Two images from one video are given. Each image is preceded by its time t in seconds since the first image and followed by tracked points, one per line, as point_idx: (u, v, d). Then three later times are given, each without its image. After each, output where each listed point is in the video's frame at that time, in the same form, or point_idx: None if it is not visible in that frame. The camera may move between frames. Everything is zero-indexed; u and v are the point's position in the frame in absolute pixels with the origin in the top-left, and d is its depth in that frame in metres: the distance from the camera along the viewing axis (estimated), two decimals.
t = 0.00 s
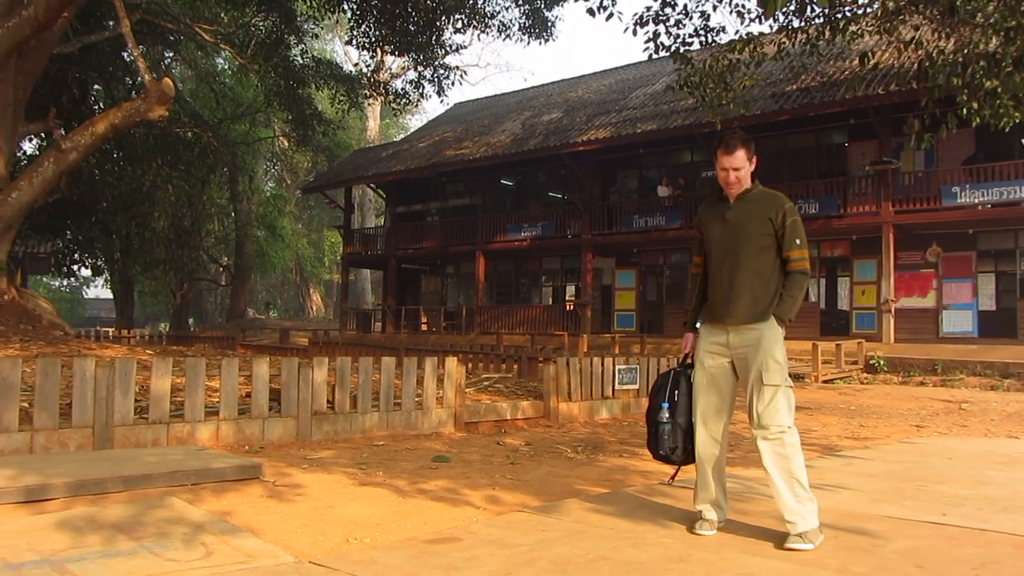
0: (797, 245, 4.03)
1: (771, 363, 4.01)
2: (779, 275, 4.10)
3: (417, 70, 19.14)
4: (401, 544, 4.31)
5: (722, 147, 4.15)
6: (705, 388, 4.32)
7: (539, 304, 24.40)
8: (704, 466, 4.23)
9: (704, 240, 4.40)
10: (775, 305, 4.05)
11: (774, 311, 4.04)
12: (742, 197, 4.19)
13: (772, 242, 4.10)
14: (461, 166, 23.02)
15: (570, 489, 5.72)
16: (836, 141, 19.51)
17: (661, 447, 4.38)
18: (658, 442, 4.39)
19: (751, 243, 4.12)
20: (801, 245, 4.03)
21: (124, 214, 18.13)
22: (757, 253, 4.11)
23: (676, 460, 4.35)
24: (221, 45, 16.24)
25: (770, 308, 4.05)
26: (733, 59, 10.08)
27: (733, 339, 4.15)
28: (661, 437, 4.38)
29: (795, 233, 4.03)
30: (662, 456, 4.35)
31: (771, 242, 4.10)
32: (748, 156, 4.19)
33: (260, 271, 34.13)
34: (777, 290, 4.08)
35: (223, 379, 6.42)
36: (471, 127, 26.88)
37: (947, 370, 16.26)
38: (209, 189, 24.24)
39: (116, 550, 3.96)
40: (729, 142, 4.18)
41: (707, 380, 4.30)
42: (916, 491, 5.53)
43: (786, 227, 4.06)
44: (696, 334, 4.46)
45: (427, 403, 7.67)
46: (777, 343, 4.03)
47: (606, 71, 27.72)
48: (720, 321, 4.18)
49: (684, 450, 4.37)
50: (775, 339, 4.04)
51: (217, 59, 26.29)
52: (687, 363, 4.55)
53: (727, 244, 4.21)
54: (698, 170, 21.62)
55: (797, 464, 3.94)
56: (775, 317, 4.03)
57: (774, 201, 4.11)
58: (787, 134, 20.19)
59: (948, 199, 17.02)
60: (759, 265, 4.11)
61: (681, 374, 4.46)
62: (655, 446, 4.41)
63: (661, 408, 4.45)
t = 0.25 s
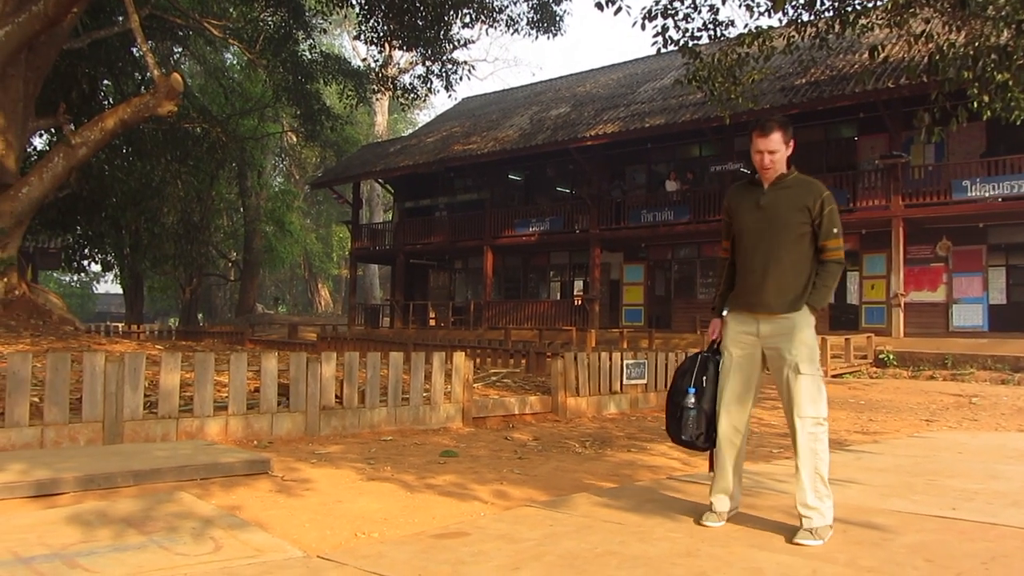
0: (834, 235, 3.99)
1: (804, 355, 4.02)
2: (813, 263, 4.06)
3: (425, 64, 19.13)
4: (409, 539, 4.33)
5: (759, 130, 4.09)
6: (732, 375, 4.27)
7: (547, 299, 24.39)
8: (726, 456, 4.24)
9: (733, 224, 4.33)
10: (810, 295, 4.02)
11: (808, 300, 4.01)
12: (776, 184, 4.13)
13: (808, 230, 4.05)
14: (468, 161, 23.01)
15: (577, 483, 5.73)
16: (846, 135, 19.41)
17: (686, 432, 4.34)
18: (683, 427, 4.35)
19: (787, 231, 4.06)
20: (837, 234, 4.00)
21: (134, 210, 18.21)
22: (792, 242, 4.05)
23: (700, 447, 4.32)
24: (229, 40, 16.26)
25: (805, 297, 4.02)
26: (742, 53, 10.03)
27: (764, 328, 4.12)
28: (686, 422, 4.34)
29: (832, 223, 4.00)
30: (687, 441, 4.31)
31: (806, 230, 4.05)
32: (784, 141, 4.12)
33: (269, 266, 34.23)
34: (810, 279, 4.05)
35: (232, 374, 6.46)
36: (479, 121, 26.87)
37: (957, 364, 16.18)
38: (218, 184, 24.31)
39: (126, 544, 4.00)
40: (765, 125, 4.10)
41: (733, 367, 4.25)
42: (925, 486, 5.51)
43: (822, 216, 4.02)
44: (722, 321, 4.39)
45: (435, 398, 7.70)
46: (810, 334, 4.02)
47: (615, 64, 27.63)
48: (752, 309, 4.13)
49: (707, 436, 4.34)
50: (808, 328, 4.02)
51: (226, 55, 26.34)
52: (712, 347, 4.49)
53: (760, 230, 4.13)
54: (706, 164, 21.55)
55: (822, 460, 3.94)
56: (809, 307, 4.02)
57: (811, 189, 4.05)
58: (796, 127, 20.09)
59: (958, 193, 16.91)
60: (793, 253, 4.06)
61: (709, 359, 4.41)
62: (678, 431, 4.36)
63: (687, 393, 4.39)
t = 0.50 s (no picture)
0: (854, 253, 3.98)
1: (813, 359, 4.02)
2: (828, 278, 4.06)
3: (425, 63, 19.13)
4: (408, 536, 4.35)
5: (787, 137, 3.98)
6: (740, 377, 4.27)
7: (548, 297, 24.39)
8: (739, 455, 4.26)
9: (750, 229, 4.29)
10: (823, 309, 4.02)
11: (820, 313, 4.01)
12: (800, 195, 4.07)
13: (828, 247, 4.03)
14: (469, 159, 23.00)
15: (578, 481, 5.74)
16: (847, 132, 19.37)
17: (697, 434, 4.34)
18: (694, 430, 4.35)
19: (806, 244, 4.03)
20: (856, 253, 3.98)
21: (135, 210, 18.24)
22: (810, 256, 4.03)
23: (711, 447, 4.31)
24: (230, 40, 16.27)
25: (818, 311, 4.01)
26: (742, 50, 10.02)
27: (773, 335, 4.11)
28: (700, 423, 4.33)
29: (853, 242, 3.98)
30: (698, 443, 4.31)
31: (826, 246, 4.03)
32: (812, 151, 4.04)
33: (271, 266, 34.26)
34: (824, 294, 4.04)
35: (232, 372, 6.47)
36: (480, 120, 26.85)
37: (958, 361, 16.16)
38: (219, 184, 24.34)
39: (126, 543, 4.01)
40: (794, 133, 4.00)
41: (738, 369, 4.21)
42: (926, 483, 5.50)
43: (843, 234, 4.00)
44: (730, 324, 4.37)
45: (435, 396, 7.71)
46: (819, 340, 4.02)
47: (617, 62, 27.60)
48: (763, 317, 4.12)
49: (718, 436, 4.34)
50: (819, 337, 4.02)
51: (227, 54, 26.36)
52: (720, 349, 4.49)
53: (780, 241, 4.09)
54: (707, 161, 21.52)
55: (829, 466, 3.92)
56: (821, 319, 4.01)
57: (836, 206, 4.02)
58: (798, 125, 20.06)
59: (959, 189, 16.90)
60: (810, 267, 4.04)
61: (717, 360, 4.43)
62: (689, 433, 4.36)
63: (696, 395, 4.39)
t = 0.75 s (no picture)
0: (836, 244, 4.01)
1: (799, 358, 4.04)
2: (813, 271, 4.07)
3: (422, 60, 19.11)
4: (403, 534, 4.35)
5: (768, 129, 4.06)
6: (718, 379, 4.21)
7: (543, 295, 24.41)
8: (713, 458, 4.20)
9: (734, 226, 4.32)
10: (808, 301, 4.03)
11: (805, 307, 4.02)
12: (782, 186, 4.11)
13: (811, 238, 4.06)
14: (465, 157, 22.99)
15: (573, 479, 5.74)
16: (843, 131, 19.40)
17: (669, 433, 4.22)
18: (666, 426, 4.23)
19: (789, 236, 4.07)
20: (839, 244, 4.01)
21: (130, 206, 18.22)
22: (794, 247, 4.06)
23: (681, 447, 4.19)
24: (226, 36, 16.21)
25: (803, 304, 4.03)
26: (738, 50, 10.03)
27: (759, 332, 4.13)
28: (669, 421, 4.22)
29: (835, 231, 4.01)
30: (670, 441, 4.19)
31: (808, 236, 4.06)
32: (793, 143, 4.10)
33: (266, 263, 34.21)
34: (809, 286, 4.06)
35: (227, 370, 6.46)
36: (476, 117, 26.85)
37: (953, 360, 16.21)
38: (215, 180, 24.29)
39: (119, 540, 4.00)
40: (775, 125, 4.08)
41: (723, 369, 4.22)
42: (920, 482, 5.52)
43: (825, 225, 4.03)
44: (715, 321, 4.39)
45: (430, 394, 7.70)
46: (806, 337, 4.04)
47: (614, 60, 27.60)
48: (748, 312, 4.13)
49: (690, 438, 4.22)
50: (805, 333, 4.04)
51: (223, 50, 26.31)
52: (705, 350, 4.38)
53: (763, 233, 4.13)
54: (703, 160, 21.54)
55: (820, 462, 3.97)
56: (807, 312, 4.02)
57: (816, 195, 4.05)
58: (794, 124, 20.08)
59: (954, 189, 16.92)
60: (793, 259, 4.07)
61: (699, 361, 4.29)
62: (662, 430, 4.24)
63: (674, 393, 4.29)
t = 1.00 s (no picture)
0: (802, 234, 4.02)
1: (773, 351, 4.04)
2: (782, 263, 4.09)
3: (419, 59, 19.10)
4: (402, 533, 4.35)
5: (729, 126, 4.13)
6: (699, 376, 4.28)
7: (542, 294, 24.42)
8: (698, 458, 4.21)
9: (705, 226, 4.36)
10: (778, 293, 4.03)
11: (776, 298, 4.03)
12: (747, 182, 4.16)
13: (778, 230, 4.08)
14: (463, 156, 23.00)
15: (572, 478, 5.74)
16: (840, 129, 19.42)
17: (661, 435, 4.31)
18: (658, 430, 4.33)
19: (756, 229, 4.09)
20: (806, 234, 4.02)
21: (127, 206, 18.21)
22: (762, 241, 4.09)
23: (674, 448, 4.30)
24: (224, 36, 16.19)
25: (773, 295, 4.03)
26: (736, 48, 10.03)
27: (732, 328, 4.11)
28: (661, 425, 4.31)
29: (800, 221, 4.03)
30: (663, 443, 4.30)
31: (775, 229, 4.08)
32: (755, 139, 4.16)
33: (264, 262, 34.19)
34: (779, 278, 4.07)
35: (225, 369, 6.46)
36: (474, 116, 26.85)
37: (951, 358, 16.25)
38: (213, 180, 24.25)
39: (118, 540, 4.00)
40: (737, 123, 4.15)
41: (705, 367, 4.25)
42: (918, 479, 5.53)
43: (791, 216, 4.05)
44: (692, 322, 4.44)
45: (429, 393, 7.70)
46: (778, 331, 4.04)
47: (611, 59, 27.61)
48: (720, 308, 4.15)
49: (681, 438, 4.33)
50: (777, 326, 4.04)
51: (220, 49, 26.29)
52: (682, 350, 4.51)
53: (731, 228, 4.16)
54: (701, 159, 21.55)
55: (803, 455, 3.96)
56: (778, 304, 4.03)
57: (781, 188, 4.09)
58: (791, 122, 20.10)
59: (952, 186, 16.94)
60: (761, 252, 4.08)
61: (680, 362, 4.42)
62: (653, 435, 4.34)
63: (660, 396, 4.37)
